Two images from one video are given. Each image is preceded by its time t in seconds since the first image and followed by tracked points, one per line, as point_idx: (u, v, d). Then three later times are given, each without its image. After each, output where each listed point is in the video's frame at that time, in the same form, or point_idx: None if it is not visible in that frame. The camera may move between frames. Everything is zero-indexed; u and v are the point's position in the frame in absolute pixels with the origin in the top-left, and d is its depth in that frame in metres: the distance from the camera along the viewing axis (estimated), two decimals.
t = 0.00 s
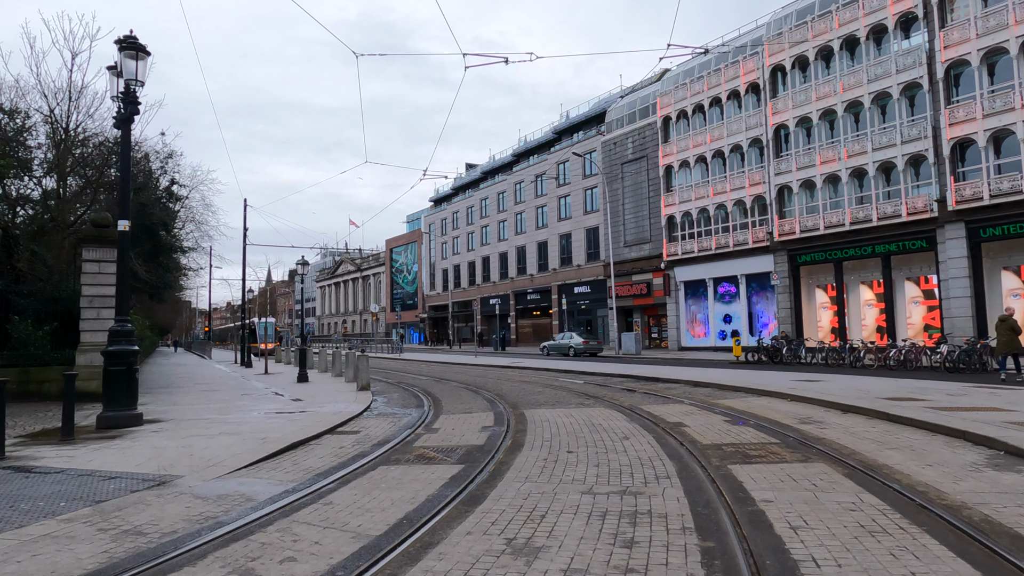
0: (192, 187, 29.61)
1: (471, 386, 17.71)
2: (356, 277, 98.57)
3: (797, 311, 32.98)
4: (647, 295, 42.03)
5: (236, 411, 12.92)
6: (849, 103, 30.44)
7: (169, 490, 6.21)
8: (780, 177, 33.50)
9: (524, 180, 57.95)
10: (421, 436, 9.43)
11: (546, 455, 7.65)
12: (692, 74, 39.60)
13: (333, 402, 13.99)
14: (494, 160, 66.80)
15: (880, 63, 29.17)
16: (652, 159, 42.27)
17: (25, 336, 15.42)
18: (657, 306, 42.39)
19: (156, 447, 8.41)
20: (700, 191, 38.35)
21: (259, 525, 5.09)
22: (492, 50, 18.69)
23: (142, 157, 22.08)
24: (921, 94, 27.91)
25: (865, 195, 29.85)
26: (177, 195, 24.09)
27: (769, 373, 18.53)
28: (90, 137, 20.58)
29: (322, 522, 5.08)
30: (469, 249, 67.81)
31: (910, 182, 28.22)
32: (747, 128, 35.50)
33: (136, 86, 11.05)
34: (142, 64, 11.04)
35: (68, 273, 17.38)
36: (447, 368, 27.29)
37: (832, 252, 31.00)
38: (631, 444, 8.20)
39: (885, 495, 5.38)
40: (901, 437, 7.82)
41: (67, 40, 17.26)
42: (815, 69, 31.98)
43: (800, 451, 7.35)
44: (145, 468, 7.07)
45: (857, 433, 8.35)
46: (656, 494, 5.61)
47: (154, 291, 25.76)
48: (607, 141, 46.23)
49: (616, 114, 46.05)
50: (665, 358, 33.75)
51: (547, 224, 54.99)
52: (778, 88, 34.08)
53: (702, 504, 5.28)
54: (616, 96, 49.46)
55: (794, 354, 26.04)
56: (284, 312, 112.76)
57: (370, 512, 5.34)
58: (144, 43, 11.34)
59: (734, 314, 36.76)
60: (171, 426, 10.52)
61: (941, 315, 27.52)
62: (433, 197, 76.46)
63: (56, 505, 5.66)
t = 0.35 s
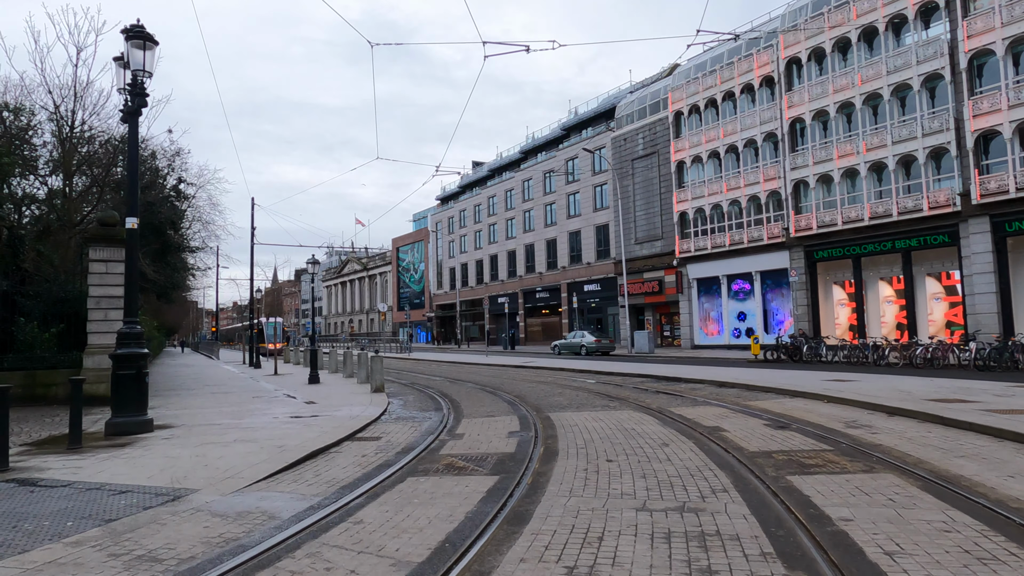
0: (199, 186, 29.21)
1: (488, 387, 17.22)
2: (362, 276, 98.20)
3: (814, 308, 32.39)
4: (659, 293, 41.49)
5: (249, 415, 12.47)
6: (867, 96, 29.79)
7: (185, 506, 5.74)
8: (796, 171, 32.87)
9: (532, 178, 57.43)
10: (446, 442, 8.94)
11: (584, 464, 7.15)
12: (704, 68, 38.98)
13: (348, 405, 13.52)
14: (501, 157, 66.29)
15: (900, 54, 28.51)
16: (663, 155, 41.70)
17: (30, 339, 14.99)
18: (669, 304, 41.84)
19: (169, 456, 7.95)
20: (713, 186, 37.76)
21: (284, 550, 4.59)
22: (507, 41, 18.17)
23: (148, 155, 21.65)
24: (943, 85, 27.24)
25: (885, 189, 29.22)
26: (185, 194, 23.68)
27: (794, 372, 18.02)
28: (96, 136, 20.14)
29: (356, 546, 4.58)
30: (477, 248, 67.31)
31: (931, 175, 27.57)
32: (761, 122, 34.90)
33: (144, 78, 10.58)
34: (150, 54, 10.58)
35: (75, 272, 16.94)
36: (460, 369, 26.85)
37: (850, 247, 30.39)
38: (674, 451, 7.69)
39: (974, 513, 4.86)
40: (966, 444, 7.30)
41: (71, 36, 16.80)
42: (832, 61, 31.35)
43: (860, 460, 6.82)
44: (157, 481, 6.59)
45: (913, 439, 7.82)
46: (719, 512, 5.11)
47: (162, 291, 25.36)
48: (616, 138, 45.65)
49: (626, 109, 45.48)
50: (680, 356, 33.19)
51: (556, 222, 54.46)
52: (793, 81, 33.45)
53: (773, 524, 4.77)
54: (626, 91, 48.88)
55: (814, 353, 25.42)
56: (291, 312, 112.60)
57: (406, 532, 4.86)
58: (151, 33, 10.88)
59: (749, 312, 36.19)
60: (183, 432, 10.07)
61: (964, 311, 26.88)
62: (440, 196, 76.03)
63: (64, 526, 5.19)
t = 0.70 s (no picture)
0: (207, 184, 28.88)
1: (507, 386, 16.77)
2: (370, 274, 97.93)
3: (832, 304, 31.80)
4: (672, 289, 40.96)
5: (265, 417, 12.04)
6: (887, 86, 29.11)
7: (204, 519, 5.28)
8: (814, 164, 32.26)
9: (541, 174, 56.93)
10: (474, 446, 8.47)
11: (628, 470, 6.67)
12: (717, 61, 38.36)
13: (366, 406, 13.09)
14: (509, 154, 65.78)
15: (921, 43, 27.86)
16: (676, 149, 41.12)
17: (40, 339, 14.62)
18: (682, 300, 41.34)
19: (184, 462, 7.50)
20: (727, 181, 37.18)
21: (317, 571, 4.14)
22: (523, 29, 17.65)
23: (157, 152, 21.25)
24: (966, 74, 26.59)
25: (906, 181, 28.58)
26: (193, 191, 23.31)
27: (822, 370, 17.50)
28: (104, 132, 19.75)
29: (397, 567, 4.12)
30: (485, 245, 66.87)
31: (954, 167, 26.94)
32: (776, 114, 34.27)
33: (154, 65, 10.15)
34: (159, 41, 10.14)
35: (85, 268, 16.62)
36: (474, 367, 26.47)
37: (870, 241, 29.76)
38: (721, 455, 7.20)
39: None
40: None
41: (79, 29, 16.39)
42: (850, 51, 30.69)
43: (930, 465, 6.31)
44: (174, 490, 6.15)
45: (978, 441, 7.31)
46: (795, 527, 4.61)
47: (172, 290, 25.01)
48: (627, 132, 45.10)
49: (637, 104, 44.92)
50: (696, 353, 32.66)
51: (566, 218, 53.96)
52: (810, 72, 32.82)
53: (861, 541, 4.28)
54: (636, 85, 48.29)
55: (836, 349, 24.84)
56: (299, 310, 112.54)
57: (451, 550, 4.39)
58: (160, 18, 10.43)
59: (765, 308, 35.64)
60: (197, 435, 9.65)
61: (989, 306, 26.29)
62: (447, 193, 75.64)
63: (75, 542, 4.75)
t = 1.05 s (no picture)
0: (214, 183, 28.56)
1: (523, 386, 16.30)
2: (376, 274, 97.66)
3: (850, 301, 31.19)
4: (683, 287, 40.46)
5: (277, 418, 11.60)
6: (906, 78, 28.49)
7: (220, 533, 4.82)
8: (830, 159, 31.66)
9: (550, 171, 56.45)
10: (501, 450, 8.00)
11: (672, 476, 6.18)
12: (729, 55, 37.81)
13: (381, 407, 12.63)
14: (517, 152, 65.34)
15: (942, 33, 27.26)
16: (687, 145, 40.58)
17: (45, 339, 14.22)
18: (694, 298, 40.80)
19: (194, 467, 7.04)
20: (740, 177, 36.63)
21: None
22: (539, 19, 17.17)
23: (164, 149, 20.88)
24: (989, 65, 25.99)
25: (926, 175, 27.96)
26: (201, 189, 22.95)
27: (848, 368, 16.99)
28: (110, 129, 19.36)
29: None
30: (493, 244, 66.43)
31: (976, 160, 26.34)
32: (791, 108, 33.68)
33: (161, 51, 9.71)
34: (166, 25, 9.70)
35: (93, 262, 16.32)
36: (485, 367, 26.08)
37: (889, 237, 29.14)
38: (768, 459, 6.70)
39: None
40: None
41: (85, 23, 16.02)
42: (867, 43, 30.10)
43: (1004, 471, 5.80)
44: (184, 500, 5.70)
45: None
46: (879, 543, 4.11)
47: (179, 289, 24.64)
48: (637, 128, 44.59)
49: (647, 100, 44.42)
50: (710, 352, 32.16)
51: (574, 216, 53.49)
52: (825, 65, 32.23)
53: (959, 560, 3.80)
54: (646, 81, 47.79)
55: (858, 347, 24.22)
56: (305, 311, 112.31)
57: (496, 570, 3.92)
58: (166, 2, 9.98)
59: (779, 305, 35.09)
60: (207, 438, 9.22)
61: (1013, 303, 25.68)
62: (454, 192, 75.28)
63: (77, 559, 4.30)
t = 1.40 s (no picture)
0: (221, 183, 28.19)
1: (542, 388, 15.81)
2: (382, 274, 97.30)
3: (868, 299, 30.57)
4: (696, 286, 39.91)
5: (292, 424, 11.15)
6: (926, 71, 27.84)
7: (241, 560, 4.33)
8: (847, 154, 31.03)
9: (558, 169, 55.95)
10: (534, 459, 7.49)
11: (729, 489, 5.68)
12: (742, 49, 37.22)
13: (399, 412, 12.16)
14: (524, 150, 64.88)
15: (963, 24, 26.63)
16: (699, 141, 40.02)
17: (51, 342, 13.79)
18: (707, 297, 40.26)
19: (208, 481, 6.56)
20: (754, 173, 36.05)
21: None
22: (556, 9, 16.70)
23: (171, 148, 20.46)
24: (1012, 56, 25.36)
25: (947, 170, 27.32)
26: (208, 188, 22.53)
27: (877, 368, 16.47)
28: (115, 127, 18.91)
29: None
30: (500, 243, 65.96)
31: (999, 153, 25.71)
32: (806, 103, 33.08)
33: (170, 40, 9.25)
34: (175, 13, 9.24)
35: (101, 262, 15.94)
36: (498, 368, 25.64)
37: (909, 233, 28.50)
38: (829, 471, 6.19)
39: None
40: None
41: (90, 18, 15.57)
42: (885, 35, 29.47)
43: None
44: (200, 519, 5.22)
45: None
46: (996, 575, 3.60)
47: (187, 290, 24.25)
48: (647, 125, 44.08)
49: (657, 96, 43.90)
50: (726, 351, 31.61)
51: (583, 214, 52.98)
52: (841, 58, 31.60)
53: None
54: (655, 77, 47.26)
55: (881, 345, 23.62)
56: (311, 311, 112.01)
57: None
58: None
59: (795, 303, 34.51)
60: (222, 447, 8.75)
61: None
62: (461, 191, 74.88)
63: None
